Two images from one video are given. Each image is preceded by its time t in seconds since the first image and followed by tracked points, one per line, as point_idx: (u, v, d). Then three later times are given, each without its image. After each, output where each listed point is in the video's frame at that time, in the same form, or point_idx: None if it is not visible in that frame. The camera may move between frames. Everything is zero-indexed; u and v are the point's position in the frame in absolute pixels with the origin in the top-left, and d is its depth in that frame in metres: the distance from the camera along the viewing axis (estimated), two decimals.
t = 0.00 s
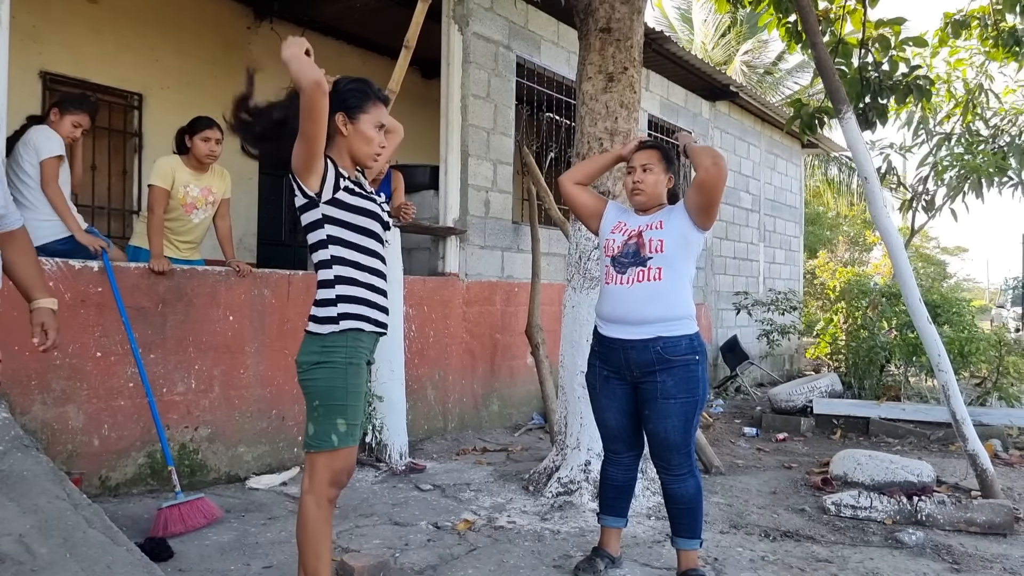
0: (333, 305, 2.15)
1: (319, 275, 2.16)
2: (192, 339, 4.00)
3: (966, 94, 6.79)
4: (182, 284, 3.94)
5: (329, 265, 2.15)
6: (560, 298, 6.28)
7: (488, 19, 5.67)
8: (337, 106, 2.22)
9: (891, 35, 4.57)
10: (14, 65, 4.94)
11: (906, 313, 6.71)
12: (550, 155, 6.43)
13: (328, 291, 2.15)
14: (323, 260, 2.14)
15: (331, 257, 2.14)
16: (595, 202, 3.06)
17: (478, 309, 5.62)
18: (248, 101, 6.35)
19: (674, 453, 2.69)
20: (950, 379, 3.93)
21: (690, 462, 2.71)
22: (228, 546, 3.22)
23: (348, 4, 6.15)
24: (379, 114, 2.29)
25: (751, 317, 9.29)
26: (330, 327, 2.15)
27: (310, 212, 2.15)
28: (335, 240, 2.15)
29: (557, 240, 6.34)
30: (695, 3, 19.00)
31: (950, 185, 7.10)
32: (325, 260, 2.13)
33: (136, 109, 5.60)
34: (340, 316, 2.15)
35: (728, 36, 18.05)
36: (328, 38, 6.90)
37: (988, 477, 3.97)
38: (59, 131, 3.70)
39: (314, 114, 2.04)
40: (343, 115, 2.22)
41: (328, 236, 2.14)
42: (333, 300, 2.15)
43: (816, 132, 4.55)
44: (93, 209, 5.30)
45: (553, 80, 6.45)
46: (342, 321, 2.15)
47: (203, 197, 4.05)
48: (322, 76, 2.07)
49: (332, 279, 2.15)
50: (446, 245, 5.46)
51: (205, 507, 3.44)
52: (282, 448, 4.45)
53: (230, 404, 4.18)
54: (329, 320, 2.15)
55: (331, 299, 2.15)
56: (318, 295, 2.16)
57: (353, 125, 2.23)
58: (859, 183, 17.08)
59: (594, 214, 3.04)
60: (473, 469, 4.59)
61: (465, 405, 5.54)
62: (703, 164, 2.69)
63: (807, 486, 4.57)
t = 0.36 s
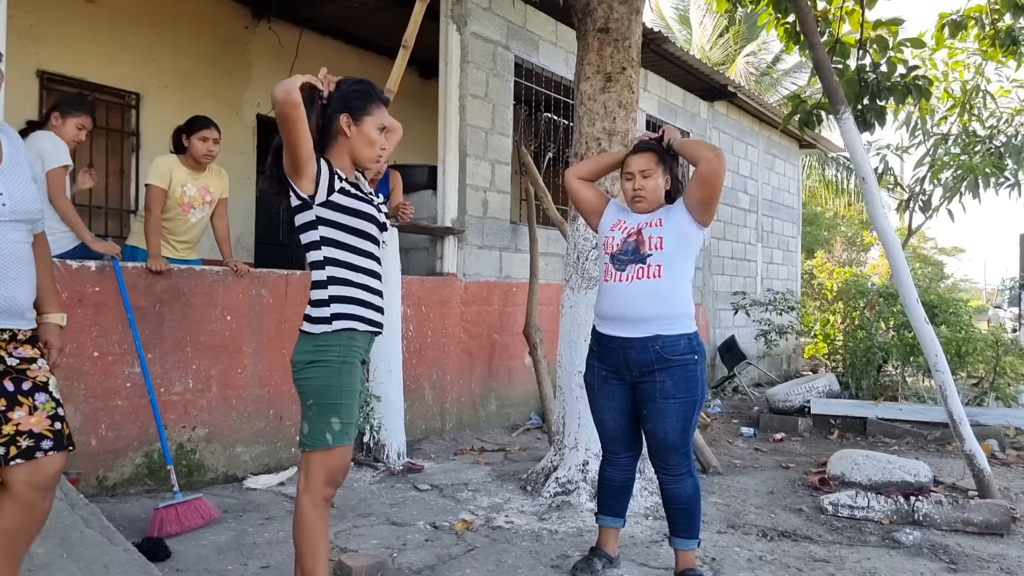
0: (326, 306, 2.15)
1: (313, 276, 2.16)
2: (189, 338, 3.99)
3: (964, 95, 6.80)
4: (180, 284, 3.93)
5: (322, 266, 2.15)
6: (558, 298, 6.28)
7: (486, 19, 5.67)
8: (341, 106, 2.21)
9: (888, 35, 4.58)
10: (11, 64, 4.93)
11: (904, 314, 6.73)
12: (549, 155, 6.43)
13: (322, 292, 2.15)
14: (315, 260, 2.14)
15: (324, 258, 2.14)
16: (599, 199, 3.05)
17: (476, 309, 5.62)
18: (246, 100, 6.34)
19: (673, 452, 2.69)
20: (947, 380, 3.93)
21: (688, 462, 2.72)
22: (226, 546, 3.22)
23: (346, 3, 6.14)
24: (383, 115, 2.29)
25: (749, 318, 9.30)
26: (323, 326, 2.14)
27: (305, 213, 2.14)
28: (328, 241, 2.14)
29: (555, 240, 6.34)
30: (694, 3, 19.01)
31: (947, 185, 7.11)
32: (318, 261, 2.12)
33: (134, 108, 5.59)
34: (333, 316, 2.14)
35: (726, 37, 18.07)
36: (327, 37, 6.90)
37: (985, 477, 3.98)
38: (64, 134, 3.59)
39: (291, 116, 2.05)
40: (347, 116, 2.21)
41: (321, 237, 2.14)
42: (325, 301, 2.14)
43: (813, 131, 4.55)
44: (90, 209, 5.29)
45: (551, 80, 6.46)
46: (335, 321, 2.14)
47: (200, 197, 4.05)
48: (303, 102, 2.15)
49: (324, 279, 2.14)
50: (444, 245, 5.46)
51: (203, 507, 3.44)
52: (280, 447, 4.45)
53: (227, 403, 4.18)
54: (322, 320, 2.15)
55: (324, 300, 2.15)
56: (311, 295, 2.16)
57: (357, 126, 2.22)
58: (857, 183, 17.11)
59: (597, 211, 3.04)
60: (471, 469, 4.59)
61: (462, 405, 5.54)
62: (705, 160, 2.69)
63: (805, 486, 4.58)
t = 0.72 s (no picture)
0: (322, 307, 2.15)
1: (308, 278, 2.16)
2: (187, 338, 3.99)
3: (959, 95, 6.82)
4: (177, 284, 3.93)
5: (317, 268, 2.14)
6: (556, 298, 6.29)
7: (483, 19, 5.67)
8: (346, 111, 2.20)
9: (885, 36, 4.58)
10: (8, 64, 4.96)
11: (901, 313, 6.74)
12: (547, 155, 6.44)
13: (318, 294, 2.15)
14: (312, 263, 2.14)
15: (320, 261, 2.14)
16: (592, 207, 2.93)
17: (474, 309, 5.62)
18: (244, 99, 6.33)
19: (677, 450, 2.70)
20: (944, 380, 3.93)
21: (690, 461, 2.73)
22: (223, 546, 3.21)
23: (343, 3, 6.13)
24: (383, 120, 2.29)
25: (746, 317, 9.31)
26: (320, 326, 2.15)
27: (302, 217, 2.14)
28: (325, 244, 2.14)
29: (553, 240, 6.34)
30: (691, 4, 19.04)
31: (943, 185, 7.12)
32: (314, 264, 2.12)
33: (131, 108, 5.59)
34: (330, 317, 2.15)
35: (723, 37, 18.09)
36: (324, 37, 6.90)
37: (981, 476, 3.98)
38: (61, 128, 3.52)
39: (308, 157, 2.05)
40: (350, 121, 2.21)
41: (318, 240, 2.14)
42: (322, 302, 2.14)
43: (811, 133, 4.56)
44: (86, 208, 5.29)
45: (549, 79, 6.46)
46: (333, 322, 2.15)
47: (197, 197, 4.04)
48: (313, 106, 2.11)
49: (321, 282, 2.14)
50: (442, 245, 5.45)
51: (199, 507, 3.44)
52: (277, 448, 4.44)
53: (225, 404, 4.18)
54: (319, 321, 2.15)
55: (320, 302, 2.15)
56: (307, 298, 2.16)
57: (359, 131, 2.23)
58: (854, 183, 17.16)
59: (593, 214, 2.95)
60: (469, 469, 4.59)
61: (460, 405, 5.54)
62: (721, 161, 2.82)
63: (802, 486, 4.58)
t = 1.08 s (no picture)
0: (316, 307, 2.14)
1: (303, 278, 2.15)
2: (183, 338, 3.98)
3: (955, 96, 6.83)
4: (174, 284, 3.92)
5: (311, 269, 2.14)
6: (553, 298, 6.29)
7: (481, 19, 5.67)
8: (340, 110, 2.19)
9: (882, 37, 4.59)
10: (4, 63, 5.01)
11: (897, 313, 6.75)
12: (544, 155, 6.44)
13: (312, 294, 2.15)
14: (305, 263, 2.13)
15: (314, 261, 2.13)
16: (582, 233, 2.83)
17: (471, 309, 5.61)
18: (241, 99, 6.32)
19: (680, 448, 2.71)
20: (941, 379, 3.94)
21: (690, 460, 2.73)
22: (220, 546, 3.21)
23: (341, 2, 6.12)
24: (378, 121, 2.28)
25: (743, 317, 9.32)
26: (314, 326, 2.14)
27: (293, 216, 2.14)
28: (318, 245, 2.13)
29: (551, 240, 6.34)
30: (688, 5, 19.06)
31: (939, 186, 7.14)
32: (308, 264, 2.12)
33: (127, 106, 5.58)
34: (323, 317, 2.14)
35: (720, 37, 18.12)
36: (322, 36, 6.89)
37: (978, 476, 3.99)
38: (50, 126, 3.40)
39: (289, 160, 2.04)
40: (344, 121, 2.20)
41: (312, 241, 2.13)
42: (316, 302, 2.14)
43: (807, 132, 4.56)
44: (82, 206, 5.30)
45: (546, 80, 6.46)
46: (326, 322, 2.14)
47: (194, 196, 4.03)
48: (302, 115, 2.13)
49: (315, 282, 2.14)
50: (440, 245, 5.45)
51: (196, 507, 3.43)
52: (274, 447, 4.44)
53: (222, 404, 4.17)
54: (314, 321, 2.14)
55: (314, 302, 2.14)
56: (301, 297, 2.15)
57: (354, 131, 2.22)
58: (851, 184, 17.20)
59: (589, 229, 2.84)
60: (466, 469, 4.59)
61: (458, 405, 5.54)
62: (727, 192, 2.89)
63: (800, 486, 4.58)
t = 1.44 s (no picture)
0: (298, 305, 2.15)
1: (289, 275, 2.16)
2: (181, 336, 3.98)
3: (955, 96, 6.83)
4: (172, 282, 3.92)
5: (296, 265, 2.14)
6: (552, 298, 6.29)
7: (480, 18, 5.66)
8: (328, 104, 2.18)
9: (881, 36, 4.59)
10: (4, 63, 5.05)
11: (896, 313, 6.70)
12: (543, 155, 6.45)
13: (295, 291, 2.15)
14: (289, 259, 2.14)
15: (298, 257, 2.13)
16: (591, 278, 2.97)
17: (470, 308, 5.62)
18: (240, 98, 6.32)
19: (676, 450, 2.70)
20: (940, 379, 3.93)
21: (688, 460, 2.73)
22: (219, 545, 3.21)
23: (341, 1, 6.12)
24: (370, 114, 2.24)
25: (743, 317, 9.32)
26: (295, 324, 2.15)
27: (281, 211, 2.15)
28: (304, 241, 2.13)
29: (550, 239, 6.34)
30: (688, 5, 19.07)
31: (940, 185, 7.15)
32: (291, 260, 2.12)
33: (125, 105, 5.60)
34: (304, 315, 2.14)
35: (720, 38, 18.13)
36: (321, 36, 6.89)
37: (977, 476, 3.99)
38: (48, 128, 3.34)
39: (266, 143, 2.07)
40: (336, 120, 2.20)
41: (296, 237, 2.13)
42: (298, 300, 2.14)
43: (806, 132, 4.56)
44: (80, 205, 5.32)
45: (546, 79, 6.46)
46: (306, 320, 2.14)
47: (193, 195, 4.03)
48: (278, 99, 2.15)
49: (297, 278, 2.14)
50: (439, 244, 5.46)
51: (196, 506, 3.44)
52: (272, 447, 4.44)
53: (221, 403, 4.17)
54: (295, 320, 2.15)
55: (297, 300, 2.15)
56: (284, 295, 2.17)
57: (343, 127, 2.19)
58: (851, 184, 17.20)
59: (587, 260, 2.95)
60: (465, 469, 4.59)
61: (457, 405, 5.54)
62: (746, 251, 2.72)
63: (799, 485, 4.58)
